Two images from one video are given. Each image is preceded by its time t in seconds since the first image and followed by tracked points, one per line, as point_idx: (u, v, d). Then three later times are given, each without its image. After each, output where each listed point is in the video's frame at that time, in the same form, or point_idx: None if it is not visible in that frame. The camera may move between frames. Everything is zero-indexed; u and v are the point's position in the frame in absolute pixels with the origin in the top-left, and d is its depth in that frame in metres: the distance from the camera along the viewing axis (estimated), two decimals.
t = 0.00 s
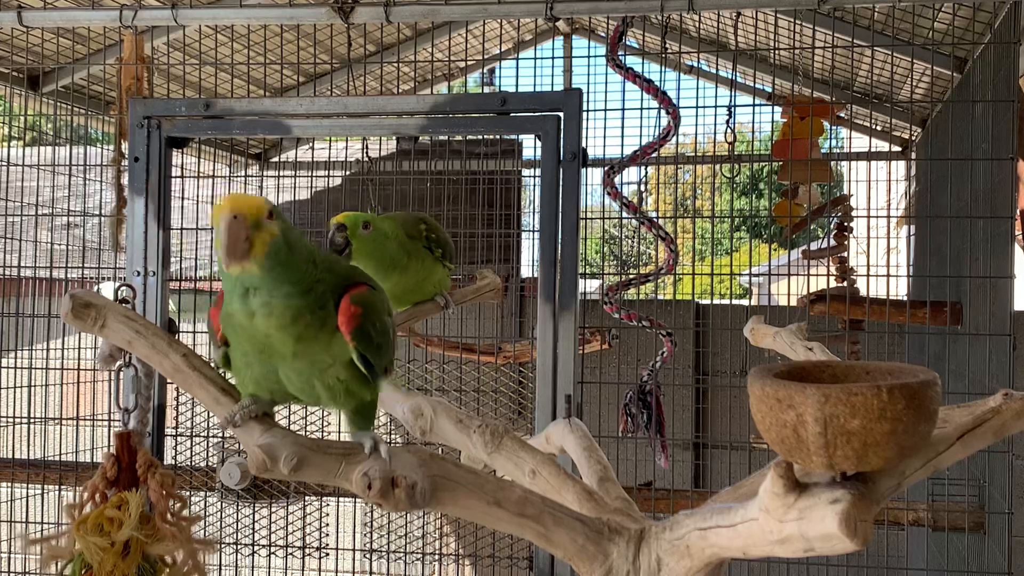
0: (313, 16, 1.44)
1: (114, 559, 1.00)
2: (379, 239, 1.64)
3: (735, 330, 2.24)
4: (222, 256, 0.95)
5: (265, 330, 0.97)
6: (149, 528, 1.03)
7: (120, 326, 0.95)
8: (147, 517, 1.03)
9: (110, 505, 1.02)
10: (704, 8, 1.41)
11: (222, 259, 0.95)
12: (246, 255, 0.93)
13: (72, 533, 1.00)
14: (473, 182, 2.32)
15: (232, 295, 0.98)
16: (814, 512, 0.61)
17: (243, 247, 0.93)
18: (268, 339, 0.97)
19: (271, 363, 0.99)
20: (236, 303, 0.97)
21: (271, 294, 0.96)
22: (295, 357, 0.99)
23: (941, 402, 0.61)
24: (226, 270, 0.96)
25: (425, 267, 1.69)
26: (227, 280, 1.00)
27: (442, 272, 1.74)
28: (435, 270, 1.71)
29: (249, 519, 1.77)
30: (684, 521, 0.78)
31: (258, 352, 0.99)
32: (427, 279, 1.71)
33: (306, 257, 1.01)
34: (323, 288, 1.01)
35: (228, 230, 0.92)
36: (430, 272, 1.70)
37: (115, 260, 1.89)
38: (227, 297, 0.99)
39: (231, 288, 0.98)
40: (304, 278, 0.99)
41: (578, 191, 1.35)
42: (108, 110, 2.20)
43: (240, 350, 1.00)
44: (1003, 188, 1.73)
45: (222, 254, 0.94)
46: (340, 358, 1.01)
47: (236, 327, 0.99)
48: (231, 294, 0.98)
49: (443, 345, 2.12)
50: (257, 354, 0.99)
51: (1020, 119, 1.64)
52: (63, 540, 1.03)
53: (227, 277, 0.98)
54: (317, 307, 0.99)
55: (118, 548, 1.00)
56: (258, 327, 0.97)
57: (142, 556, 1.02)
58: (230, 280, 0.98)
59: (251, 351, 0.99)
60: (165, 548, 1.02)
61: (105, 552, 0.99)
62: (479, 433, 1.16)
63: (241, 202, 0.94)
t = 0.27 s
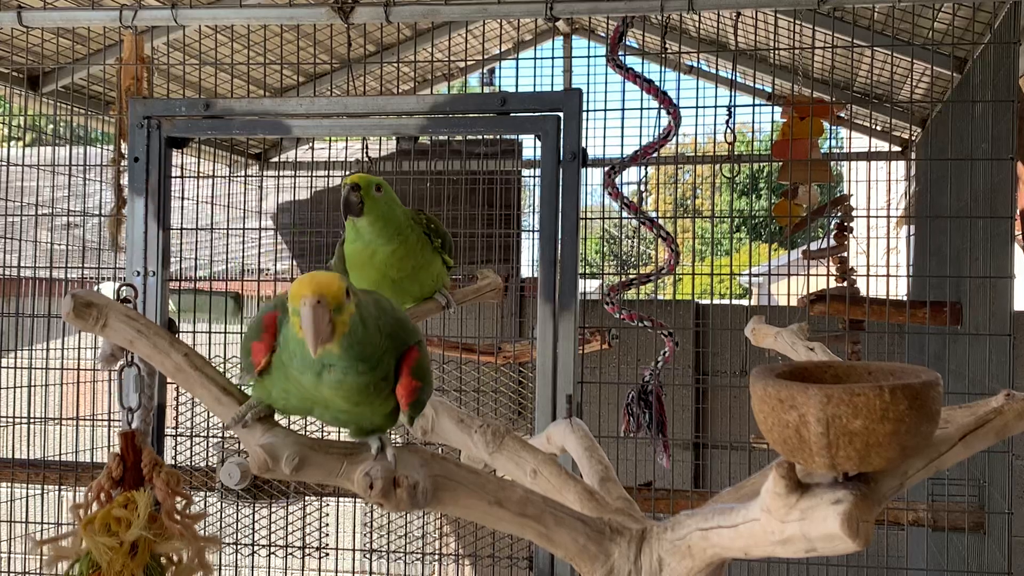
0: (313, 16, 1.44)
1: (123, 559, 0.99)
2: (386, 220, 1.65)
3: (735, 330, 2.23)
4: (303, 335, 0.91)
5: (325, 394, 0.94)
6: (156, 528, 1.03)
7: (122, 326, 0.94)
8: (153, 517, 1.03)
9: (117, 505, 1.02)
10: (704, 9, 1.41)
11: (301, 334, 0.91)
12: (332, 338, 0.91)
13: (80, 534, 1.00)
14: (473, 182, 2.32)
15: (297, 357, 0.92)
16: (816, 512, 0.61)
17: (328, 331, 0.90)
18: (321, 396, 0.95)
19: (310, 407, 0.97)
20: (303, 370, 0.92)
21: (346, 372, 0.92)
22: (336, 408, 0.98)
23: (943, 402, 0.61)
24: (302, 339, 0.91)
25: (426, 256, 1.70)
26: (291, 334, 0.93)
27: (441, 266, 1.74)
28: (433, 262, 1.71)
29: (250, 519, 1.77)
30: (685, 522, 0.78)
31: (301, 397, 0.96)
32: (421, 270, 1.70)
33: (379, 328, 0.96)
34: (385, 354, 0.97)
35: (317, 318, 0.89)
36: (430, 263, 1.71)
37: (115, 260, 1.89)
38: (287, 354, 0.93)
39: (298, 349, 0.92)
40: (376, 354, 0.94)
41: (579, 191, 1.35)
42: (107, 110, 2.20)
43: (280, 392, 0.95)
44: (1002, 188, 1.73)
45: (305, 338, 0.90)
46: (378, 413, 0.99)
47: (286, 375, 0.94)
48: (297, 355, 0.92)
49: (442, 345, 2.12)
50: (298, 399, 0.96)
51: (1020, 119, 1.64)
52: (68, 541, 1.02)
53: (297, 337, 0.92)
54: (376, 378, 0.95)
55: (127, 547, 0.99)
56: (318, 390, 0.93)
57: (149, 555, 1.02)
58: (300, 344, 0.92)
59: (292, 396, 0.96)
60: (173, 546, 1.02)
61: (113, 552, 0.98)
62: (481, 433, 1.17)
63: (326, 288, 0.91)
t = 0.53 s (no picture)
0: (313, 16, 1.44)
1: (112, 558, 0.99)
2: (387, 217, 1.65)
3: (735, 330, 2.23)
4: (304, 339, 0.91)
5: (325, 398, 0.94)
6: (147, 529, 1.03)
7: (121, 326, 0.94)
8: (144, 517, 1.04)
9: (109, 504, 1.01)
10: (704, 8, 1.41)
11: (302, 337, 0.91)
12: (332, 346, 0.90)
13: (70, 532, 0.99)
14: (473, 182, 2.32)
15: (298, 363, 0.92)
16: (815, 512, 0.61)
17: (331, 335, 0.90)
18: (321, 400, 0.95)
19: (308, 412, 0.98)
20: (305, 375, 0.92)
21: (348, 377, 0.92)
22: (334, 412, 0.98)
23: (942, 402, 0.61)
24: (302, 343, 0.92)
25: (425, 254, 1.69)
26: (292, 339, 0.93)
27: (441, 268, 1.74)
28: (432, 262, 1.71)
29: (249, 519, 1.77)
30: (685, 522, 0.78)
31: (300, 402, 0.96)
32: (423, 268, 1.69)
33: (379, 332, 0.96)
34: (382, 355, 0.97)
35: (319, 324, 0.89)
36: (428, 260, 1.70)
37: (115, 260, 1.89)
38: (287, 359, 0.93)
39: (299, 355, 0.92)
40: (376, 359, 0.95)
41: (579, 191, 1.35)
42: (107, 110, 2.20)
43: (278, 396, 0.95)
44: (1003, 188, 1.73)
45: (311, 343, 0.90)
46: (376, 415, 1.00)
47: (286, 380, 0.94)
48: (297, 360, 0.92)
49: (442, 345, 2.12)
50: (297, 403, 0.96)
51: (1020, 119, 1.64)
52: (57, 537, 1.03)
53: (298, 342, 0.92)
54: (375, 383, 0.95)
55: (118, 547, 1.00)
56: (317, 394, 0.94)
57: (138, 556, 1.02)
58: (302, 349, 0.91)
59: (291, 401, 0.96)
60: (164, 549, 1.03)
61: (104, 552, 0.98)
62: (480, 432, 1.17)
63: (331, 294, 0.91)
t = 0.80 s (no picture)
0: (313, 16, 1.44)
1: (117, 559, 0.99)
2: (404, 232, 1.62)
3: (735, 330, 2.23)
4: (342, 323, 0.93)
5: (332, 384, 0.98)
6: (150, 528, 1.03)
7: (122, 326, 0.94)
8: (148, 517, 1.04)
9: (112, 504, 1.01)
10: (704, 8, 1.41)
11: (338, 322, 0.93)
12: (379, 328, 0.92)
13: (74, 533, 0.99)
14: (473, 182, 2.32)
15: (309, 344, 0.95)
16: (815, 512, 0.61)
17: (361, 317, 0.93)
18: (326, 386, 0.99)
19: (311, 401, 1.02)
20: (315, 358, 0.95)
21: (359, 361, 0.95)
22: (338, 401, 1.02)
23: (943, 402, 0.61)
24: (328, 329, 0.94)
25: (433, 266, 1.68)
26: (300, 328, 0.97)
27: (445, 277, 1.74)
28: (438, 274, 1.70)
29: (249, 519, 1.77)
30: (685, 522, 0.78)
31: (304, 388, 1.00)
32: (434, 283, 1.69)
33: (387, 320, 1.00)
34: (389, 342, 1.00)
35: (370, 304, 0.90)
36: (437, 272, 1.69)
37: (115, 260, 1.89)
38: (298, 343, 0.97)
39: (308, 341, 0.95)
40: (385, 345, 0.98)
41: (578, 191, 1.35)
42: (107, 110, 2.20)
43: (282, 385, 1.00)
44: (1003, 188, 1.72)
45: (342, 320, 0.93)
46: (379, 403, 1.03)
47: (291, 369, 0.99)
48: (309, 346, 0.95)
49: (442, 345, 2.12)
50: (301, 393, 1.01)
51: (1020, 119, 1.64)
52: (63, 539, 1.02)
53: (307, 329, 0.96)
54: (380, 370, 0.98)
55: (121, 547, 0.99)
56: (325, 380, 0.97)
57: (143, 556, 1.02)
58: (311, 336, 0.95)
59: (297, 387, 1.00)
60: (169, 548, 1.03)
61: (107, 553, 0.98)
62: (479, 433, 1.17)
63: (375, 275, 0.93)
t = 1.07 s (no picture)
0: (313, 16, 1.44)
1: (115, 559, 0.99)
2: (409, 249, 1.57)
3: (736, 330, 2.23)
4: (358, 317, 0.96)
5: (339, 378, 1.00)
6: (150, 529, 1.03)
7: (122, 327, 0.94)
8: (147, 517, 1.04)
9: (112, 505, 1.01)
10: (704, 8, 1.41)
11: (354, 316, 0.96)
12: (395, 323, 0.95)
13: (74, 534, 0.99)
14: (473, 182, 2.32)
15: (321, 338, 0.98)
16: (815, 512, 0.61)
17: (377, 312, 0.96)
18: (332, 381, 1.01)
19: (314, 397, 1.04)
20: (326, 351, 0.98)
21: (369, 356, 0.98)
22: (341, 397, 1.04)
23: (942, 402, 0.61)
24: (343, 322, 0.96)
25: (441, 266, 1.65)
26: (311, 321, 0.99)
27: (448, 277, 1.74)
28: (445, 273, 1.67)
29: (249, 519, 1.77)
30: (685, 522, 0.78)
31: (308, 383, 1.02)
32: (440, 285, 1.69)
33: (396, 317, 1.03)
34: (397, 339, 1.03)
35: (388, 299, 0.93)
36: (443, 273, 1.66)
37: (115, 260, 1.89)
38: (309, 337, 0.99)
39: (320, 334, 0.98)
40: (395, 341, 1.01)
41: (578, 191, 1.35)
42: (107, 110, 2.20)
43: (287, 380, 1.02)
44: (1003, 188, 1.72)
45: (358, 313, 0.95)
46: (381, 401, 1.06)
47: (297, 363, 1.01)
48: (321, 339, 0.98)
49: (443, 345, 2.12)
50: (304, 388, 1.03)
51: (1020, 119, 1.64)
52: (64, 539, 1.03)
53: (319, 323, 0.98)
54: (387, 366, 1.01)
55: (120, 548, 0.99)
56: (334, 374, 1.00)
57: (142, 557, 1.02)
58: (324, 329, 0.98)
59: (301, 381, 1.02)
60: (168, 548, 1.03)
61: (106, 553, 0.98)
62: (479, 433, 1.17)
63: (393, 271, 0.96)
